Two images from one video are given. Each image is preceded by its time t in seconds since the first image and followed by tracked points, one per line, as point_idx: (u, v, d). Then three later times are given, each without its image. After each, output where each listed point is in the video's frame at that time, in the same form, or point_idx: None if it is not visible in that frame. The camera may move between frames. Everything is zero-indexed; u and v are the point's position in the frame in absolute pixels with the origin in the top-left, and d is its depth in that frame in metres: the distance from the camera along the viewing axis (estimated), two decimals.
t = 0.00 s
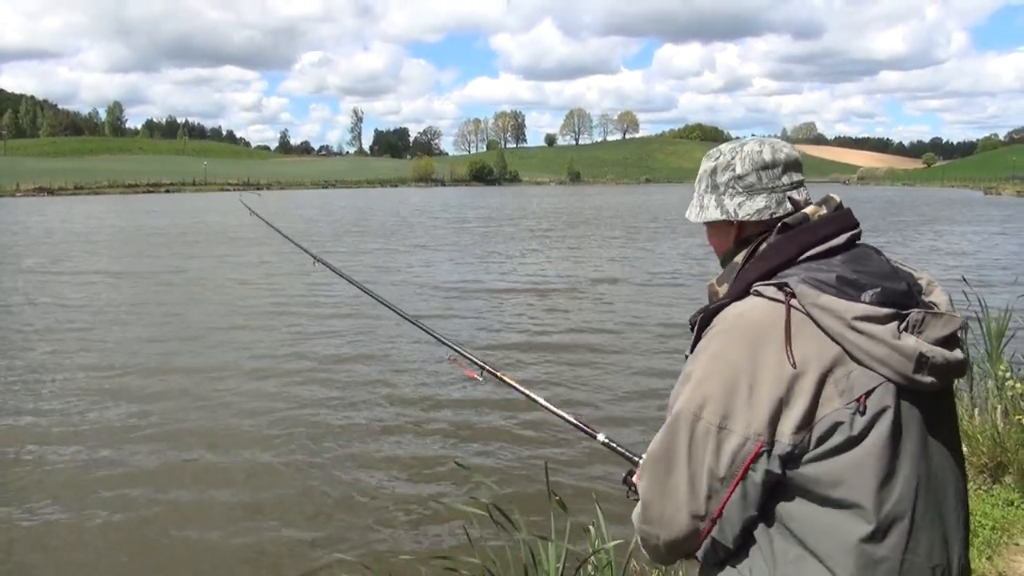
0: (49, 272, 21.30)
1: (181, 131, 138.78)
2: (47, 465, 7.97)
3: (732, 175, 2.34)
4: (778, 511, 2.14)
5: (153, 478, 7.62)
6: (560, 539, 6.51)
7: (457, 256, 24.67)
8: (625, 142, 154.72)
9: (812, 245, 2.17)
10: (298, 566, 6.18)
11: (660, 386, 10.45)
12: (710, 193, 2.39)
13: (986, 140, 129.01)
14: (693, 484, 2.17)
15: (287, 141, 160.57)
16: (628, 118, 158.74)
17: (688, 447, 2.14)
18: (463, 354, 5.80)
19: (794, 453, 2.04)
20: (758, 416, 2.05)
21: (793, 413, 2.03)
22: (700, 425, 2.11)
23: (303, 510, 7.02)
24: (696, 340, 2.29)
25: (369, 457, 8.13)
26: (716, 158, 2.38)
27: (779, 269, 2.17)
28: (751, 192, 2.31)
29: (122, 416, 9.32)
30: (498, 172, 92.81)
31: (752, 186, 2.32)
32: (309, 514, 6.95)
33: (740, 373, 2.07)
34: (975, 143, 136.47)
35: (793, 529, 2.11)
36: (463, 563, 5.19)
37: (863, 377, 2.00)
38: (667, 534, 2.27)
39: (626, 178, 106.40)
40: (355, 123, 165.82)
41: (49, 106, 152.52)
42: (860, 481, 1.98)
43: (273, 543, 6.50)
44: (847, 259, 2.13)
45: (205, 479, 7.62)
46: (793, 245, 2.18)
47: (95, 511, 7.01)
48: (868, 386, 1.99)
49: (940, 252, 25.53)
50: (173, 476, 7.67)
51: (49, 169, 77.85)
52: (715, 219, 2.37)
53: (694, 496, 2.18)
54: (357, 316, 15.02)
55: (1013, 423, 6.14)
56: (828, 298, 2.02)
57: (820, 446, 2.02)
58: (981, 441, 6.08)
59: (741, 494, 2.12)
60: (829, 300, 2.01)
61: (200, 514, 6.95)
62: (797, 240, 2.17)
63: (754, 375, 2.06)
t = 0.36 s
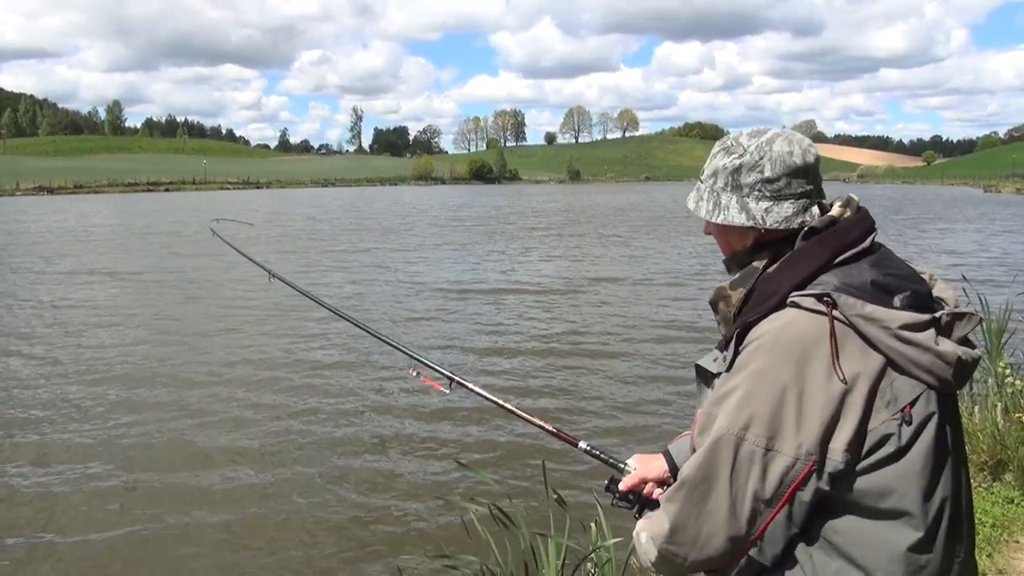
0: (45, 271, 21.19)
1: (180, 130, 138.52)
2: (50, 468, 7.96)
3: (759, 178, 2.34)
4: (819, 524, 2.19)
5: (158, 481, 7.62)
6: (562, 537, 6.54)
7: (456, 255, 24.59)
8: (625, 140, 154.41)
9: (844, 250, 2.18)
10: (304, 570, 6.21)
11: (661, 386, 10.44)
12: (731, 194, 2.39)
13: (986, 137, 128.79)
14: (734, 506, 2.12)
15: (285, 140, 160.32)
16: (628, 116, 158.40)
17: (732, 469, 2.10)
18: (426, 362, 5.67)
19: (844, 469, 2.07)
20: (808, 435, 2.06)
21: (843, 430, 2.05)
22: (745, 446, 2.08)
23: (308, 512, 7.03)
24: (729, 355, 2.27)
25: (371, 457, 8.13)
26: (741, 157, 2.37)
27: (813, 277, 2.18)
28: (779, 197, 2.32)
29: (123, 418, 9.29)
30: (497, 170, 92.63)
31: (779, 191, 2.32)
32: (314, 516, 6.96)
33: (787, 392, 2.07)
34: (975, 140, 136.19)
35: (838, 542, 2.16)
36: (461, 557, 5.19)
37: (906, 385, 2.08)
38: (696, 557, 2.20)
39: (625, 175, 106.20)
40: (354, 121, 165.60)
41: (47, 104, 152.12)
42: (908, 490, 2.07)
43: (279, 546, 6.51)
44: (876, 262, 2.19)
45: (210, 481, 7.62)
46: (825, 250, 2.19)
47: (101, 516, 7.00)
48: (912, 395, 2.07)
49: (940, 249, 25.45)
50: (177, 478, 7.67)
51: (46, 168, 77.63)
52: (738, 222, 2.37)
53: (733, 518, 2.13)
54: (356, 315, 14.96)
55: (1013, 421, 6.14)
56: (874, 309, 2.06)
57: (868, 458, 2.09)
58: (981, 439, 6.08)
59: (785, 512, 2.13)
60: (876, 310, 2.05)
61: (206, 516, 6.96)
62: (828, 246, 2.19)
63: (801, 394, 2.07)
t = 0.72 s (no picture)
0: (46, 271, 21.19)
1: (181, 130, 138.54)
2: (50, 467, 7.94)
3: (765, 178, 2.35)
4: (822, 525, 2.20)
5: (157, 479, 7.62)
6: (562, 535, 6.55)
7: (456, 255, 24.56)
8: (625, 139, 154.45)
9: (844, 250, 2.20)
10: (303, 569, 6.21)
11: (660, 388, 10.41)
12: (735, 194, 2.40)
13: (986, 136, 128.82)
14: (738, 511, 2.11)
15: (286, 139, 160.33)
16: (628, 115, 158.44)
17: (737, 474, 2.09)
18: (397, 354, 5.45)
19: (848, 471, 2.09)
20: (813, 439, 2.06)
21: (846, 433, 2.07)
22: (750, 451, 2.07)
23: (307, 512, 7.02)
24: (732, 358, 2.27)
25: (371, 458, 8.11)
26: (746, 157, 2.38)
27: (815, 278, 2.19)
28: (784, 198, 2.34)
29: (121, 417, 9.26)
30: (498, 169, 92.71)
31: (784, 192, 2.34)
32: (313, 516, 6.95)
33: (793, 395, 2.07)
34: (975, 139, 136.20)
35: (841, 543, 2.18)
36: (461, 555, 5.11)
37: (908, 386, 2.10)
38: (700, 560, 2.20)
39: (626, 174, 106.31)
40: (355, 121, 165.69)
41: (47, 104, 152.21)
42: (909, 491, 2.10)
43: (279, 545, 6.51)
44: (877, 262, 2.21)
45: (208, 480, 7.61)
46: (827, 251, 2.20)
47: (99, 514, 7.00)
48: (914, 396, 2.10)
49: (940, 248, 25.47)
50: (177, 476, 7.66)
51: (47, 167, 77.69)
52: (742, 222, 2.38)
53: (737, 523, 2.12)
54: (355, 316, 14.95)
55: (1013, 419, 6.16)
56: (877, 310, 2.07)
57: (872, 460, 2.11)
58: (981, 437, 6.09)
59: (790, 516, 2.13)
60: (879, 312, 2.07)
61: (205, 515, 6.96)
62: (829, 247, 2.21)
63: (807, 397, 2.07)
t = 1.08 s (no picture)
0: (46, 271, 21.18)
1: (180, 128, 138.39)
2: (51, 468, 7.95)
3: (769, 172, 2.37)
4: (830, 521, 2.22)
5: (160, 480, 7.64)
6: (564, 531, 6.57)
7: (455, 254, 24.54)
8: (624, 137, 154.50)
9: (847, 246, 2.23)
10: (307, 565, 6.23)
11: (660, 386, 10.44)
12: (738, 188, 2.41)
13: (985, 133, 128.67)
14: (751, 509, 2.13)
15: (285, 137, 160.13)
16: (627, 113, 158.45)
17: (750, 472, 2.11)
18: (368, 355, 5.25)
19: (858, 464, 2.11)
20: (826, 434, 2.08)
21: (856, 427, 2.09)
22: (763, 449, 2.09)
23: (309, 510, 7.04)
24: (739, 355, 2.27)
25: (372, 457, 8.13)
26: (749, 152, 2.40)
27: (821, 274, 2.21)
28: (787, 192, 2.36)
29: (123, 418, 9.27)
30: (498, 167, 92.87)
31: (787, 187, 2.36)
32: (314, 513, 6.97)
33: (805, 389, 2.08)
34: (975, 137, 136.14)
35: (850, 537, 2.19)
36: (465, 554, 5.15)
37: (912, 379, 2.13)
38: (711, 560, 2.21)
39: (626, 172, 106.31)
40: (354, 119, 165.63)
41: (46, 102, 151.95)
42: (915, 484, 2.13)
43: (284, 542, 6.54)
44: (878, 257, 2.23)
45: (211, 479, 7.62)
46: (829, 247, 2.23)
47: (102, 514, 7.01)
48: (920, 389, 2.13)
49: (940, 246, 25.49)
50: (179, 475, 7.67)
51: (46, 167, 77.57)
52: (744, 217, 2.39)
53: (750, 521, 2.14)
54: (356, 316, 14.95)
55: (1012, 417, 6.18)
56: (883, 304, 2.09)
57: (882, 453, 2.14)
58: (981, 434, 6.10)
59: (802, 512, 2.14)
60: (885, 306, 2.09)
61: (208, 514, 6.98)
62: (834, 242, 2.23)
63: (818, 393, 2.09)
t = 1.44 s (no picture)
0: (46, 269, 21.16)
1: (179, 128, 138.23)
2: (52, 464, 7.94)
3: (774, 168, 2.35)
4: (833, 521, 2.21)
5: (161, 478, 7.64)
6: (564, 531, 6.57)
7: (455, 253, 24.52)
8: (624, 136, 154.38)
9: (850, 244, 2.22)
10: (307, 565, 6.24)
11: (660, 385, 10.45)
12: (743, 184, 2.39)
13: (985, 132, 128.70)
14: (754, 508, 2.12)
15: (285, 137, 160.06)
16: (627, 112, 158.36)
17: (754, 471, 2.10)
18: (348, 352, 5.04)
19: (863, 463, 2.10)
20: (831, 433, 2.06)
21: (861, 426, 2.08)
22: (767, 448, 2.08)
23: (308, 509, 7.04)
24: (743, 354, 2.26)
25: (372, 457, 8.11)
26: (753, 147, 2.38)
27: (824, 272, 2.20)
28: (792, 187, 2.35)
29: (122, 415, 9.25)
30: (498, 166, 92.93)
31: (792, 182, 2.35)
32: (313, 513, 6.97)
33: (810, 388, 2.07)
34: (974, 135, 136.25)
35: (853, 538, 2.19)
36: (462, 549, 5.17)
37: (916, 378, 2.12)
38: (713, 560, 2.20)
39: (626, 171, 106.28)
40: (354, 118, 165.48)
41: (45, 101, 151.80)
42: (918, 484, 2.13)
43: (284, 542, 6.54)
44: (882, 255, 2.22)
45: (211, 478, 7.62)
46: (833, 245, 2.22)
47: (103, 511, 7.01)
48: (923, 388, 2.12)
49: (940, 244, 25.48)
50: (179, 474, 7.66)
51: (45, 165, 77.43)
52: (751, 213, 2.37)
53: (754, 521, 2.13)
54: (356, 315, 14.92)
55: (1013, 415, 6.16)
56: (887, 303, 2.08)
57: (886, 452, 2.13)
58: (981, 432, 6.10)
59: (806, 511, 2.13)
60: (889, 304, 2.08)
61: (208, 514, 6.98)
62: (838, 240, 2.21)
63: (825, 391, 2.08)
